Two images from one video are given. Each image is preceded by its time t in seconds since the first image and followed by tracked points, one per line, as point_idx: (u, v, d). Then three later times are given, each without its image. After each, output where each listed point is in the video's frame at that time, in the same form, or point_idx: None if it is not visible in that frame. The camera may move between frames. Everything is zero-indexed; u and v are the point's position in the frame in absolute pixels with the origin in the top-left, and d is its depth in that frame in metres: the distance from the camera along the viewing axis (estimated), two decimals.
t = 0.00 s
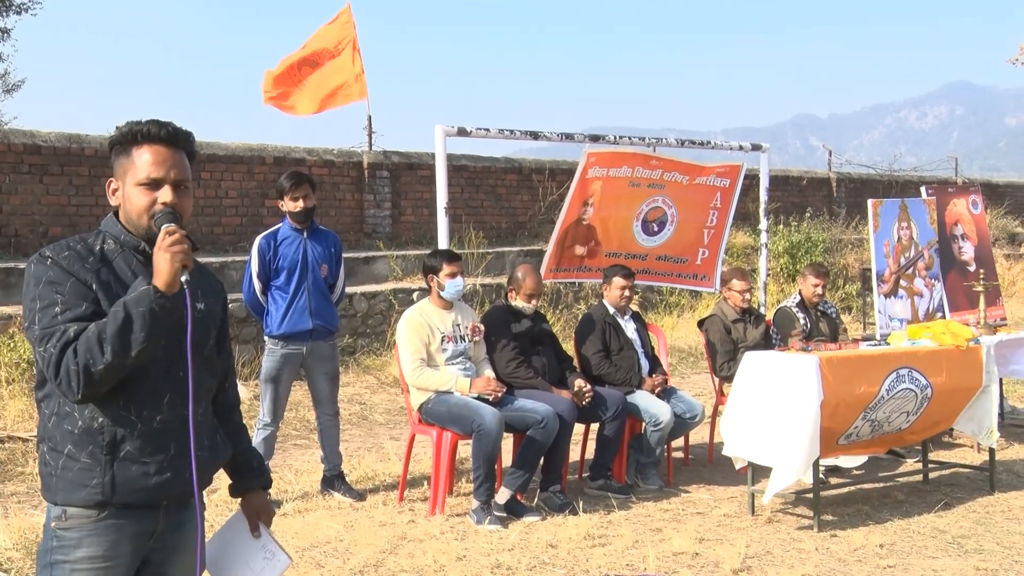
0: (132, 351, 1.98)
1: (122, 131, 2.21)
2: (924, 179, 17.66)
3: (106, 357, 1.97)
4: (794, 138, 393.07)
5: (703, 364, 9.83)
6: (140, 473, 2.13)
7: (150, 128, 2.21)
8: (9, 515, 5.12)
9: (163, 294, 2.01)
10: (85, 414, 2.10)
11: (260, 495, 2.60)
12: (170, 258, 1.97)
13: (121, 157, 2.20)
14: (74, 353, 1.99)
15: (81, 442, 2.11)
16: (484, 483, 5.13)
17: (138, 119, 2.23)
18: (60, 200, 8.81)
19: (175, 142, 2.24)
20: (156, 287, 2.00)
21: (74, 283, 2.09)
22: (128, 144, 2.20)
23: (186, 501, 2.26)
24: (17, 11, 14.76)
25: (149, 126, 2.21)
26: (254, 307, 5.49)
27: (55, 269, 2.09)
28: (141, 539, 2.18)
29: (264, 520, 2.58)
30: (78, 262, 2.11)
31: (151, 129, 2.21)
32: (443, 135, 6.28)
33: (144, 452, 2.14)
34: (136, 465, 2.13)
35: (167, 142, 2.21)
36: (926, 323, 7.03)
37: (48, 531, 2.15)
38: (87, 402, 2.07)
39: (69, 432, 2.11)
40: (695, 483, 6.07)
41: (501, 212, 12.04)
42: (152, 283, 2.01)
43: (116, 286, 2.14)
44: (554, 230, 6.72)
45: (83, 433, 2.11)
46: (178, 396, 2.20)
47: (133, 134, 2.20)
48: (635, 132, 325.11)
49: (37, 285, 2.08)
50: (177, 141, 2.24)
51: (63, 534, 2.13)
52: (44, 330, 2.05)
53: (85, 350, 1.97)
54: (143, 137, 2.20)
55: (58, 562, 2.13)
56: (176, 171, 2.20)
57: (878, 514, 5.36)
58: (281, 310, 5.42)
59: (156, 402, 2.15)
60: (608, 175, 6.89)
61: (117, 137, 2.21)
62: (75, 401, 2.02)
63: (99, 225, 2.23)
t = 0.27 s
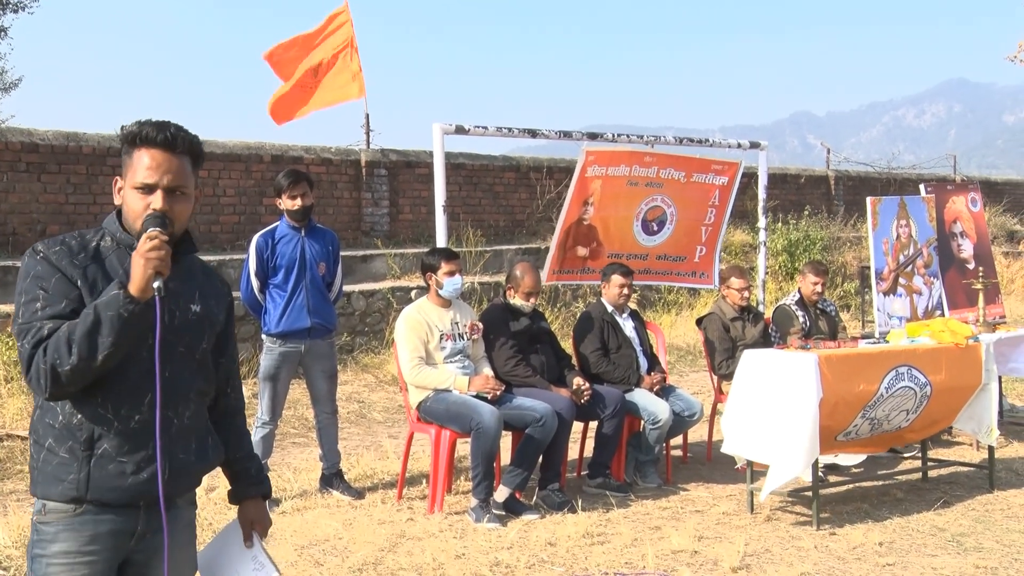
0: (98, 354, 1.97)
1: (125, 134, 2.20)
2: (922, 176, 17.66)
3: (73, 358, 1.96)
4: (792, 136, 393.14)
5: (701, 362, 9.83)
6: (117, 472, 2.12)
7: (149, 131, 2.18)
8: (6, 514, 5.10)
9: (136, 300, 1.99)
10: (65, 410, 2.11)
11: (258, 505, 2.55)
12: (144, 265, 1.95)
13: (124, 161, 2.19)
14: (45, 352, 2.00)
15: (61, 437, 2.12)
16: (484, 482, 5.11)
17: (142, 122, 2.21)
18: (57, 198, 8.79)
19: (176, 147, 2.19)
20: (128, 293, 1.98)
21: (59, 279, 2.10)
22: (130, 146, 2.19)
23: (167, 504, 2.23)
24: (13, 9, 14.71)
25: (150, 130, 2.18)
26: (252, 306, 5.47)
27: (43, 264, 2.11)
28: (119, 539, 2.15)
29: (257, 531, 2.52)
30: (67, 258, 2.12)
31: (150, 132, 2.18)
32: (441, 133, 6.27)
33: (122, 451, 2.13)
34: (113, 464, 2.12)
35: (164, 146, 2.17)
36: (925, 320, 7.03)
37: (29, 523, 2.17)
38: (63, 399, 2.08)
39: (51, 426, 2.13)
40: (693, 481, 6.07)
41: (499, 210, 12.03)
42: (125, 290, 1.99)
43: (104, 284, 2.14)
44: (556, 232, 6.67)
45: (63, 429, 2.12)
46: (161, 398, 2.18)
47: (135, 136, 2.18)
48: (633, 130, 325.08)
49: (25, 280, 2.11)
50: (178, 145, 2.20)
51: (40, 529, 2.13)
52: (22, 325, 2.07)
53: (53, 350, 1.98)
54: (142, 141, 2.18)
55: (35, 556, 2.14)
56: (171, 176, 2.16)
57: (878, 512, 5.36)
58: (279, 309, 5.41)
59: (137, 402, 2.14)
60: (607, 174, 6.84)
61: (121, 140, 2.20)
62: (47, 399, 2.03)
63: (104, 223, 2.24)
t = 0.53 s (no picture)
0: (78, 352, 1.95)
1: (107, 130, 2.19)
2: (929, 174, 17.61)
3: (52, 357, 1.95)
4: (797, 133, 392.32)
5: (707, 360, 9.81)
6: (112, 471, 2.11)
7: (129, 124, 2.16)
8: (14, 509, 5.11)
9: (114, 298, 1.96)
10: (54, 411, 2.10)
11: (258, 505, 2.52)
12: (121, 261, 1.92)
13: (108, 157, 2.19)
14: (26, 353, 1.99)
15: (53, 438, 2.11)
16: (489, 479, 5.09)
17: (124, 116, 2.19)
18: (64, 195, 8.80)
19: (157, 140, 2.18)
20: (106, 290, 1.95)
21: (42, 277, 2.08)
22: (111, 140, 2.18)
23: (164, 502, 2.21)
24: (20, 6, 14.74)
25: (130, 123, 2.17)
26: (257, 303, 5.47)
27: (27, 262, 2.10)
28: (116, 540, 2.14)
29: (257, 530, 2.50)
30: (52, 255, 2.11)
31: (131, 126, 2.16)
32: (447, 130, 6.26)
33: (115, 449, 2.12)
34: (108, 463, 2.11)
35: (144, 139, 2.15)
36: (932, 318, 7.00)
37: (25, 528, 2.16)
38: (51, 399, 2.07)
39: (42, 427, 2.12)
40: (700, 479, 6.05)
41: (505, 207, 12.02)
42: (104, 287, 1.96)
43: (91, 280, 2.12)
44: (563, 230, 6.68)
45: (55, 430, 2.11)
46: (152, 395, 2.17)
47: (115, 130, 2.17)
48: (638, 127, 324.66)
49: (10, 279, 2.10)
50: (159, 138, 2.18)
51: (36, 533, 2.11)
52: (6, 326, 2.06)
53: (34, 350, 1.97)
54: (123, 135, 2.16)
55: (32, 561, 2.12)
56: (152, 169, 2.14)
57: (885, 510, 5.34)
58: (284, 305, 5.40)
59: (128, 399, 2.13)
60: (613, 172, 6.83)
61: (105, 135, 2.20)
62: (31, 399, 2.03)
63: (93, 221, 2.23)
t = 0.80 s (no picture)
0: (68, 357, 1.93)
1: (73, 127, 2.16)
2: (938, 172, 17.55)
3: (42, 362, 1.92)
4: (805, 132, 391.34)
5: (715, 358, 9.80)
6: (109, 472, 2.11)
7: (93, 119, 2.13)
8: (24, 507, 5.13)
9: (104, 298, 1.94)
10: (45, 415, 2.07)
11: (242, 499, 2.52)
12: (108, 261, 1.90)
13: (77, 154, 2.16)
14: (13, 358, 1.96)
15: (44, 442, 2.08)
16: (496, 478, 5.11)
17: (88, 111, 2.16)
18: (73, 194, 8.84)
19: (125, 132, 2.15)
20: (96, 291, 1.94)
21: (25, 279, 2.05)
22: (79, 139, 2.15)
23: (159, 502, 2.22)
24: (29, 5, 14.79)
25: (95, 118, 2.14)
26: (265, 302, 5.48)
27: (9, 264, 2.06)
28: (112, 544, 2.14)
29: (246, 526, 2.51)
30: (36, 255, 2.07)
31: (95, 120, 2.13)
32: (455, 129, 6.26)
33: (111, 450, 2.11)
34: (104, 465, 2.10)
35: (110, 132, 2.12)
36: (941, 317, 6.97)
37: (16, 536, 2.13)
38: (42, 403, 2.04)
39: (31, 432, 2.08)
40: (708, 478, 6.05)
41: (512, 206, 12.02)
42: (93, 288, 1.95)
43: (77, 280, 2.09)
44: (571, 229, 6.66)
45: (46, 434, 2.08)
46: (146, 393, 2.17)
47: (81, 128, 2.14)
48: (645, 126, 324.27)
49: None
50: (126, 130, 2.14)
51: (30, 540, 2.10)
52: None
53: (22, 355, 1.94)
54: (89, 131, 2.13)
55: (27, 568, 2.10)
56: (122, 162, 2.11)
57: (893, 510, 5.32)
58: (292, 304, 5.41)
59: (123, 399, 2.12)
60: (621, 171, 6.82)
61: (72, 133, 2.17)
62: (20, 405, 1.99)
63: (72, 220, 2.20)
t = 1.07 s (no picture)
0: (67, 359, 1.92)
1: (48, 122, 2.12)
2: (948, 172, 17.49)
3: (41, 365, 1.91)
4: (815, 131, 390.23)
5: (723, 359, 9.78)
6: (99, 474, 2.09)
7: (73, 115, 2.10)
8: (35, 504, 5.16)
9: (102, 299, 1.95)
10: (32, 417, 2.04)
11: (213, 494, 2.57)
12: (108, 261, 1.91)
13: (53, 150, 2.12)
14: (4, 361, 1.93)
15: (31, 445, 2.05)
16: (503, 477, 5.11)
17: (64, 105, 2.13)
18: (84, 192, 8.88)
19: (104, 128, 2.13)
20: (94, 292, 1.94)
21: (11, 278, 2.01)
22: (54, 135, 2.12)
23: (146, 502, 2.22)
24: (40, 3, 14.84)
25: (73, 114, 2.11)
26: (273, 300, 5.49)
27: None
28: (102, 545, 2.14)
29: (219, 519, 2.56)
30: (20, 254, 2.04)
31: (75, 116, 2.10)
32: (464, 128, 6.26)
33: (101, 451, 2.10)
34: (94, 467, 2.09)
35: (92, 129, 2.10)
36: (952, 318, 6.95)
37: None
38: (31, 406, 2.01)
39: (16, 435, 2.05)
40: (716, 478, 6.04)
41: (521, 205, 12.02)
42: (90, 288, 1.95)
43: (64, 278, 2.07)
44: (581, 229, 6.65)
45: (32, 436, 2.04)
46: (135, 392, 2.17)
47: (57, 124, 2.11)
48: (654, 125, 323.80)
49: None
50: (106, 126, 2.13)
51: (18, 545, 2.06)
52: None
53: (17, 358, 1.91)
54: (68, 127, 2.10)
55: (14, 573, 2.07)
56: (106, 160, 2.10)
57: (903, 511, 5.31)
58: (300, 302, 5.42)
59: (114, 398, 2.12)
60: (630, 171, 6.80)
61: (46, 128, 2.13)
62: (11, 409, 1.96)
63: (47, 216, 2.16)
